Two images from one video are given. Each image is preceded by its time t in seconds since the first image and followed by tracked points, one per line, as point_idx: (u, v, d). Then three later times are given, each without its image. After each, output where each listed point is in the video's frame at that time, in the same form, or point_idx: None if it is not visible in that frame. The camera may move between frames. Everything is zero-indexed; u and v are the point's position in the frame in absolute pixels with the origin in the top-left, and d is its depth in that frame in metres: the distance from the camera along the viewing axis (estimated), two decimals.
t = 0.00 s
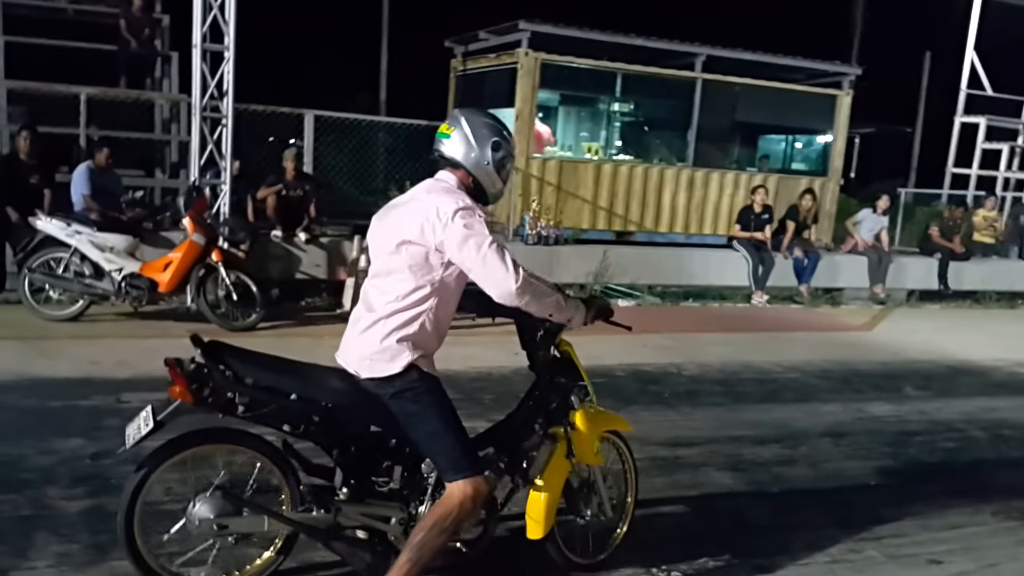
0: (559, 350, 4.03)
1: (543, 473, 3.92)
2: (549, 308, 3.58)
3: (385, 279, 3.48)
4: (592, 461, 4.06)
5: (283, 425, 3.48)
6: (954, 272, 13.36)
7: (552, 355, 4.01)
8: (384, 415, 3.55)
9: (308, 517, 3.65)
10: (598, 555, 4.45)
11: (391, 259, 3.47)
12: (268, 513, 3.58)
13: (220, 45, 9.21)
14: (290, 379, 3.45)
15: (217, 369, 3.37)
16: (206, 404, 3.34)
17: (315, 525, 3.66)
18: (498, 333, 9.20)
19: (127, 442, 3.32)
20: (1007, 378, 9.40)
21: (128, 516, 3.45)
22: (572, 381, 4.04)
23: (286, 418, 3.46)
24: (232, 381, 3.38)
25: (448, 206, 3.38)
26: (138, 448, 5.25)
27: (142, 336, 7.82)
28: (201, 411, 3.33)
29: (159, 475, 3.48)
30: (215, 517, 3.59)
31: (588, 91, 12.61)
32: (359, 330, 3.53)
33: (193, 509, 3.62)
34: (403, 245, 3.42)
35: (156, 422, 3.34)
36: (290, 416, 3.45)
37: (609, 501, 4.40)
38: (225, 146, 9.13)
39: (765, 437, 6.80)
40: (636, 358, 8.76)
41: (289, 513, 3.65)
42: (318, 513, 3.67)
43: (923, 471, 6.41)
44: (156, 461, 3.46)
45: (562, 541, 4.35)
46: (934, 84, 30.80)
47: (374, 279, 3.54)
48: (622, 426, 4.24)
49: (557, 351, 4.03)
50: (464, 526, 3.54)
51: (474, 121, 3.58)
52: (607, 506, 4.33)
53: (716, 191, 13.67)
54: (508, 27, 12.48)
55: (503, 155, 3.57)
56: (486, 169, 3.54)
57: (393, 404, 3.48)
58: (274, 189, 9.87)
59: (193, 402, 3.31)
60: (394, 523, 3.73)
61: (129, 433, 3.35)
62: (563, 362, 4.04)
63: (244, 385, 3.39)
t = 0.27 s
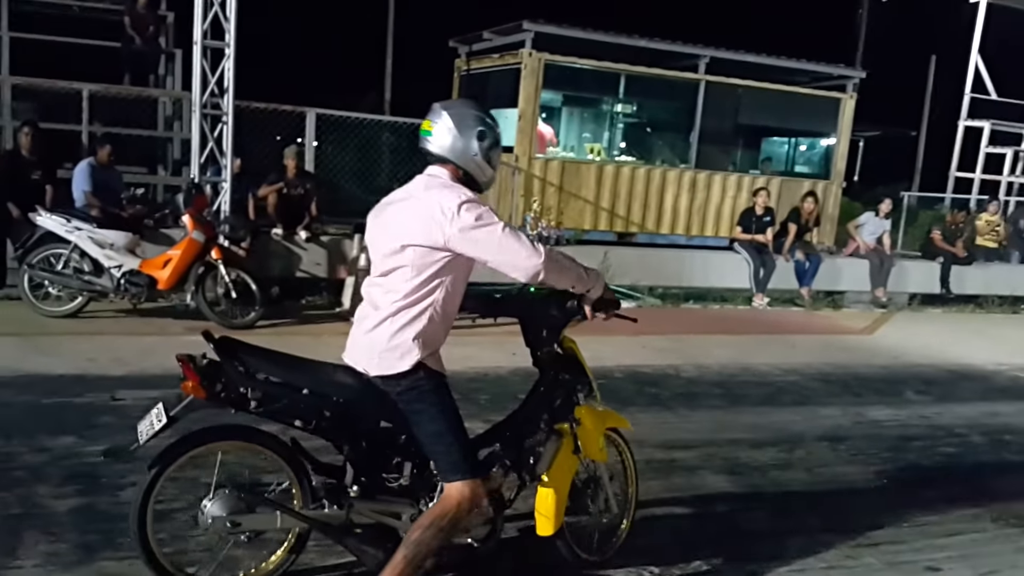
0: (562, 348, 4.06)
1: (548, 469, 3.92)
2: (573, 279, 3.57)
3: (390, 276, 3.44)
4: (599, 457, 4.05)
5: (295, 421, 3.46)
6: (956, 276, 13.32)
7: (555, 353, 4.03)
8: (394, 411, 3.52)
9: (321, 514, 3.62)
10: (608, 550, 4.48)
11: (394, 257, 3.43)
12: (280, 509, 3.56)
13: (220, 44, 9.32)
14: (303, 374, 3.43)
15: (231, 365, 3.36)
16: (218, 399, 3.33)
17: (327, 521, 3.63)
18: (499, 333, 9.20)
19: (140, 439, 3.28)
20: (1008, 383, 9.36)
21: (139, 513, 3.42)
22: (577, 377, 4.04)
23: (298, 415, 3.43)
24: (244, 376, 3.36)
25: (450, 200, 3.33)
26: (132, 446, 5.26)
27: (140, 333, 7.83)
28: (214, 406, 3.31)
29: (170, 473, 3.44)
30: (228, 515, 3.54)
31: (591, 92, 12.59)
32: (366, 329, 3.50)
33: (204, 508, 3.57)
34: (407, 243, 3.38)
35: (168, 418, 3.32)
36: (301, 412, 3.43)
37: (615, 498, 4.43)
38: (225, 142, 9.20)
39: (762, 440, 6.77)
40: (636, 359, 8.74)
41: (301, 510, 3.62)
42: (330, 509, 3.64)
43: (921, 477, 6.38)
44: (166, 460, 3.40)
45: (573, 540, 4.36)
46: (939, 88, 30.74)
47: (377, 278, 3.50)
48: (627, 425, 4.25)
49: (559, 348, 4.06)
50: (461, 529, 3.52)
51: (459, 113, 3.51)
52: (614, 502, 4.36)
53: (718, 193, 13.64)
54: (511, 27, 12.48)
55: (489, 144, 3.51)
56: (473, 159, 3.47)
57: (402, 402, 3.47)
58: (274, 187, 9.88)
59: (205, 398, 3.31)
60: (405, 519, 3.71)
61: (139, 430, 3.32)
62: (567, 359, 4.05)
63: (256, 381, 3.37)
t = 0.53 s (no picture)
0: (566, 347, 4.09)
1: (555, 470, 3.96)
2: (572, 280, 3.58)
3: (390, 276, 3.48)
4: (602, 454, 4.14)
5: (307, 420, 3.44)
6: (950, 281, 13.34)
7: (560, 352, 4.06)
8: (406, 409, 3.52)
9: (333, 512, 3.64)
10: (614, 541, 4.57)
11: (394, 257, 3.47)
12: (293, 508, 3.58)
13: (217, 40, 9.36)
14: (315, 373, 3.42)
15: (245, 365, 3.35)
16: (232, 399, 3.32)
17: (340, 520, 3.64)
18: (494, 333, 9.23)
19: (154, 439, 3.29)
20: (999, 387, 9.42)
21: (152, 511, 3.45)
22: (581, 375, 4.07)
23: (309, 414, 3.42)
24: (256, 375, 3.35)
25: (448, 200, 3.38)
26: (122, 444, 5.28)
27: (134, 330, 7.85)
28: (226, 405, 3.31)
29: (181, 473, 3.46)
30: (242, 512, 3.58)
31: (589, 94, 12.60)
32: (366, 330, 3.53)
33: (216, 506, 3.59)
34: (406, 243, 3.42)
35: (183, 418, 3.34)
36: (313, 412, 3.41)
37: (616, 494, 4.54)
38: (221, 139, 9.25)
39: (752, 442, 6.81)
40: (629, 360, 8.77)
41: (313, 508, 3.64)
42: (343, 508, 3.65)
43: (911, 480, 6.42)
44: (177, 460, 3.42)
45: (578, 538, 4.45)
46: (935, 92, 30.84)
47: (377, 278, 3.54)
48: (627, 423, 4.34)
49: (562, 349, 4.07)
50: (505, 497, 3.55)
51: (446, 115, 3.53)
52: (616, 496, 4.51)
53: (715, 196, 13.68)
54: (510, 29, 12.51)
55: (477, 144, 3.53)
56: (461, 159, 3.50)
57: (414, 399, 3.50)
58: (270, 185, 9.89)
59: (220, 397, 3.31)
60: (417, 517, 3.71)
61: (153, 430, 3.33)
62: (571, 358, 4.08)
63: (269, 380, 3.36)
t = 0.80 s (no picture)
0: (573, 349, 4.07)
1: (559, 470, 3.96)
2: (579, 286, 3.58)
3: (401, 281, 3.50)
4: (607, 456, 4.12)
5: (319, 424, 3.49)
6: (944, 285, 13.36)
7: (568, 354, 4.05)
8: (417, 414, 3.57)
9: (343, 514, 3.64)
10: (611, 546, 4.64)
11: (405, 262, 3.48)
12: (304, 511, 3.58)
13: (213, 39, 9.37)
14: (326, 378, 3.45)
15: (258, 370, 3.38)
16: (245, 404, 3.35)
17: (350, 522, 3.65)
18: (491, 334, 9.25)
19: (168, 444, 3.30)
20: (992, 391, 9.45)
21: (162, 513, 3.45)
22: (588, 377, 4.06)
23: (321, 418, 3.46)
24: (268, 380, 3.37)
25: (458, 207, 3.39)
26: (113, 444, 5.28)
27: (128, 329, 7.85)
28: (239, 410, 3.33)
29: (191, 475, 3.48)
30: (253, 513, 3.54)
31: (586, 96, 12.62)
32: (376, 334, 3.54)
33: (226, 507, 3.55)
34: (417, 248, 3.44)
35: (195, 422, 3.35)
36: (326, 416, 3.46)
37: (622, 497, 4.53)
38: (216, 138, 9.27)
39: (745, 445, 6.82)
40: (624, 362, 8.78)
41: (322, 510, 3.64)
42: (352, 510, 3.66)
43: (904, 483, 6.44)
44: (187, 463, 3.44)
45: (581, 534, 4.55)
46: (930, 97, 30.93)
47: (387, 282, 3.55)
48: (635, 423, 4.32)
49: (569, 351, 4.05)
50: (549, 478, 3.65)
51: (457, 120, 3.53)
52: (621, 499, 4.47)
53: (710, 199, 13.69)
54: (509, 30, 12.53)
55: (488, 149, 3.53)
56: (473, 165, 3.50)
57: (428, 401, 3.55)
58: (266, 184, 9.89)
59: (233, 402, 3.34)
60: (425, 519, 3.75)
61: (163, 434, 3.35)
62: (578, 360, 4.07)
63: (281, 384, 3.38)
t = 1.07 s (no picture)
0: (585, 352, 4.10)
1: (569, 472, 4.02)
2: (585, 305, 3.66)
3: (421, 285, 3.52)
4: (614, 459, 4.18)
5: (334, 426, 3.54)
6: (938, 288, 13.38)
7: (579, 357, 4.08)
8: (432, 416, 3.61)
9: (356, 517, 3.68)
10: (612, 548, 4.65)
11: (424, 265, 3.50)
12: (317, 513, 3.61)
13: (210, 38, 9.38)
14: (342, 381, 3.48)
15: (274, 374, 3.43)
16: (261, 407, 3.40)
17: (363, 524, 3.68)
18: (488, 335, 9.27)
19: (182, 447, 3.38)
20: (985, 394, 9.48)
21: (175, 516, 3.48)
22: (600, 380, 4.11)
23: (338, 421, 3.51)
24: (283, 384, 3.42)
25: (477, 211, 3.42)
26: (106, 445, 5.27)
27: (122, 329, 7.84)
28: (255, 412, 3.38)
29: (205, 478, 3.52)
30: (266, 515, 3.58)
31: (583, 99, 12.63)
32: (394, 336, 3.57)
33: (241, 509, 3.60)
34: (436, 252, 3.47)
35: (210, 426, 3.42)
36: (341, 419, 3.51)
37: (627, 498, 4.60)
38: (212, 138, 9.28)
39: (739, 447, 6.83)
40: (619, 364, 8.79)
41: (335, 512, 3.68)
42: (365, 512, 3.69)
43: (898, 486, 6.45)
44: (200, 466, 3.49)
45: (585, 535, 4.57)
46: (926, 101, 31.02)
47: (406, 286, 3.57)
48: (644, 425, 4.37)
49: (581, 354, 4.08)
50: (559, 484, 3.72)
51: (479, 122, 3.61)
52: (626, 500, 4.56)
53: (707, 202, 13.70)
54: (507, 32, 12.55)
55: (511, 152, 3.60)
56: (495, 167, 3.57)
57: (445, 405, 3.57)
58: (263, 184, 9.90)
59: (249, 405, 3.38)
60: (437, 520, 3.77)
61: (178, 436, 3.42)
62: (590, 363, 4.11)
63: (297, 388, 3.44)
